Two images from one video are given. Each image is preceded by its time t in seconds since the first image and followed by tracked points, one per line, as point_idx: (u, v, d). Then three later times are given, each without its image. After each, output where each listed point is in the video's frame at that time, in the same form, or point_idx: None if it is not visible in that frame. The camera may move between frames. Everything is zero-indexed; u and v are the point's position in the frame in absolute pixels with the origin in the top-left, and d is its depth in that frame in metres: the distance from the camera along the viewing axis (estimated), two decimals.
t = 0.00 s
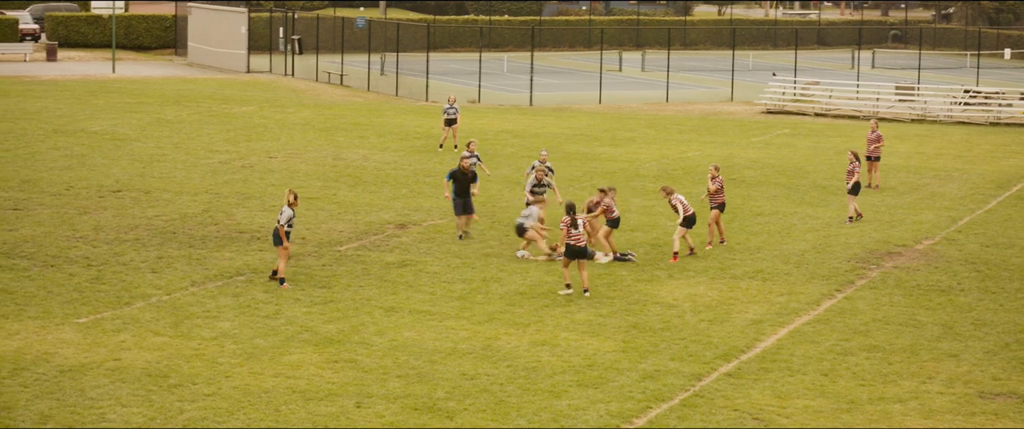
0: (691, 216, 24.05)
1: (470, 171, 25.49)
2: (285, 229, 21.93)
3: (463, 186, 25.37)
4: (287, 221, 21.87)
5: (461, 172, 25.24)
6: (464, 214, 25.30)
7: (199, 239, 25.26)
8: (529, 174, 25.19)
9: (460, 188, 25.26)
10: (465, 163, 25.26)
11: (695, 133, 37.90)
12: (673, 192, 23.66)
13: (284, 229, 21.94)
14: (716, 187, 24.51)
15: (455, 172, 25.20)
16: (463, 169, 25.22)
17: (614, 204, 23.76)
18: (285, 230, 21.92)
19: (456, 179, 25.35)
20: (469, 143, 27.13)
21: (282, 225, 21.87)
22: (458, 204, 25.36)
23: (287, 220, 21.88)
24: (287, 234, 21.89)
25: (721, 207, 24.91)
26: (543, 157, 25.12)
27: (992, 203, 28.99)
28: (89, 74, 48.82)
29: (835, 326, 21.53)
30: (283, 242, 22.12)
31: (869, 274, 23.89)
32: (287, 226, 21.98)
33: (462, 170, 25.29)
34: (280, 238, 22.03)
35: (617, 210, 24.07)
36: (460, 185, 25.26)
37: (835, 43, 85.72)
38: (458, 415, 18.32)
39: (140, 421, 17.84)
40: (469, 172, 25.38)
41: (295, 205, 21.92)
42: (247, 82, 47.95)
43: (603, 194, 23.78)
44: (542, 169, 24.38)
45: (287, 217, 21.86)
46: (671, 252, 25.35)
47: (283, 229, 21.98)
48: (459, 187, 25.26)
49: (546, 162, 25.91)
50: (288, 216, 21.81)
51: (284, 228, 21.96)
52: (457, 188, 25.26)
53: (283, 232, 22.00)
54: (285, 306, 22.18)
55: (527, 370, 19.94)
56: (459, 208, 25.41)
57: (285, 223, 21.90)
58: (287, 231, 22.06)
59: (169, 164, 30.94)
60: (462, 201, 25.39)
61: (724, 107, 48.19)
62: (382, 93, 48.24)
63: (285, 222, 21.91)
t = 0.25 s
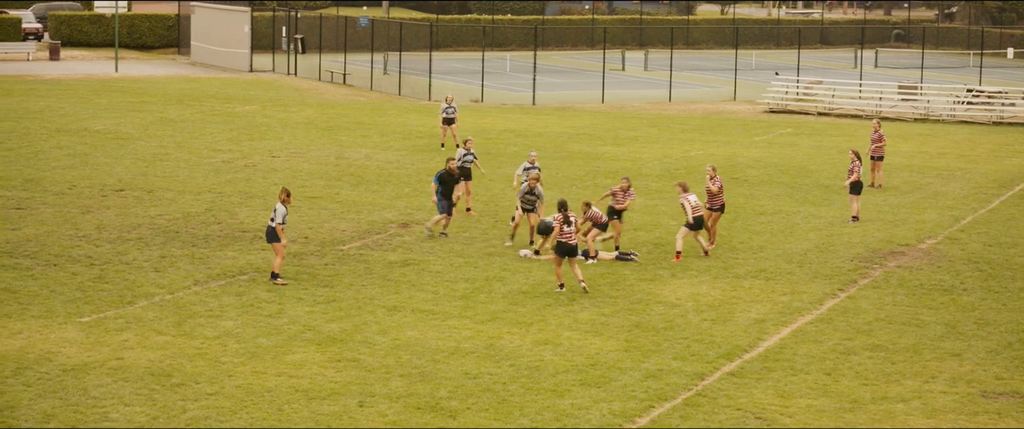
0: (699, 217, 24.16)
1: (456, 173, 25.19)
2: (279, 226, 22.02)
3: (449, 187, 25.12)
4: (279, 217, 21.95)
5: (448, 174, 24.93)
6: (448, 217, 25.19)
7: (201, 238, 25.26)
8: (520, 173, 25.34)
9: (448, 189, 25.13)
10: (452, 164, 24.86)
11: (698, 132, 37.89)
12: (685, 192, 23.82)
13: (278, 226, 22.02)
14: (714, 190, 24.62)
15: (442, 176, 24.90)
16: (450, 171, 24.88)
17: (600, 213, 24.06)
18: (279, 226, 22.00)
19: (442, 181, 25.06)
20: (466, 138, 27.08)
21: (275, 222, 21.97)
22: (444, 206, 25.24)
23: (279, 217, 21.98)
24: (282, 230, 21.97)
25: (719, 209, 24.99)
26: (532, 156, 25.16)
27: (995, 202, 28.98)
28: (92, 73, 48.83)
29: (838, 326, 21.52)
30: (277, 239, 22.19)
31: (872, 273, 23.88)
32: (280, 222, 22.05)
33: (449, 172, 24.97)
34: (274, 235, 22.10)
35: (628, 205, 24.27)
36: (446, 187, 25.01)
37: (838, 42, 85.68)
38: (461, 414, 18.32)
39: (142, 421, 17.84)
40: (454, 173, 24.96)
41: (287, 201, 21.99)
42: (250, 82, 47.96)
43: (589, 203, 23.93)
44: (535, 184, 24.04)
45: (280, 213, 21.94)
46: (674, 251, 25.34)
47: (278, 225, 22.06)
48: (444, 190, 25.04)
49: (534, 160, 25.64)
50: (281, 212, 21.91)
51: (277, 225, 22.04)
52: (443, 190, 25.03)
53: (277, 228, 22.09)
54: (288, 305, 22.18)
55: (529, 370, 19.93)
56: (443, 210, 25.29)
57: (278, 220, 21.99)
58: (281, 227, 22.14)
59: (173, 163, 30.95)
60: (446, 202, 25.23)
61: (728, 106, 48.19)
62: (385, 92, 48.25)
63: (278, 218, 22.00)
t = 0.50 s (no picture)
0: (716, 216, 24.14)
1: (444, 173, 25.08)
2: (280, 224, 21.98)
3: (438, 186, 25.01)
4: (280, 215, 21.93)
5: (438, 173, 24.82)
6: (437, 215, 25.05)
7: (210, 237, 25.28)
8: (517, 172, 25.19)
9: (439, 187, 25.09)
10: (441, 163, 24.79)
11: (706, 132, 37.88)
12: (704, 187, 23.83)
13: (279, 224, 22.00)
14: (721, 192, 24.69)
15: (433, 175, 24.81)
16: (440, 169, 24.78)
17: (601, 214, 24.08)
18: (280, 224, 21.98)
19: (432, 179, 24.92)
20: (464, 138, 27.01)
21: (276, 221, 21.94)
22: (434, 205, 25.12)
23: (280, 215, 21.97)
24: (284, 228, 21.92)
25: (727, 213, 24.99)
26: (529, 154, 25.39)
27: (1003, 202, 28.95)
28: (100, 72, 48.89)
29: (846, 325, 21.52)
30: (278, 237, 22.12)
31: (880, 273, 23.87)
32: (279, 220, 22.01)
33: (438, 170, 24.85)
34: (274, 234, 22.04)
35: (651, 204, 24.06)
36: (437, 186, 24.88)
37: (846, 41, 85.61)
38: (469, 413, 18.32)
39: (151, 420, 17.85)
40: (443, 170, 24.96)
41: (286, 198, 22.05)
42: (257, 81, 47.98)
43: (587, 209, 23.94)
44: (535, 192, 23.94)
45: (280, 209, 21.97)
46: (682, 251, 25.34)
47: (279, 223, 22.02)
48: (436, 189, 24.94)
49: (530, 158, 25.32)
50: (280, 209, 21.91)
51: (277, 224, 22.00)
52: (433, 189, 24.93)
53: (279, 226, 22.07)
54: (296, 304, 22.19)
55: (538, 369, 19.94)
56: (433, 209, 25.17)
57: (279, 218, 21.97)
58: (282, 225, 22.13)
59: (181, 162, 30.97)
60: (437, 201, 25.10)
61: (735, 106, 48.20)
62: (393, 91, 48.29)
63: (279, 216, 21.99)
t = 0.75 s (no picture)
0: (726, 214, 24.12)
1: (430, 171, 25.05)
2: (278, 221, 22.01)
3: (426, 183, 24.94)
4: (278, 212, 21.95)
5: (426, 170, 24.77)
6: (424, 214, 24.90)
7: (215, 236, 25.28)
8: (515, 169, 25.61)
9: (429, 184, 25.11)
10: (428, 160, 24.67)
11: (711, 131, 37.86)
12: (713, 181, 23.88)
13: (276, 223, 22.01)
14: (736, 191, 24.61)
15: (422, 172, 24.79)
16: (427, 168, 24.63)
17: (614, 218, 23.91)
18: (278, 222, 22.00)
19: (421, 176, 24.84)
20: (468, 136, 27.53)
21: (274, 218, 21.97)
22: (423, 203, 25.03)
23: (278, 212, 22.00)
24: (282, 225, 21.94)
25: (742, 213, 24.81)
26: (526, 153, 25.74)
27: (1009, 201, 28.94)
28: (106, 71, 48.93)
29: (851, 325, 21.51)
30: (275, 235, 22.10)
31: (886, 272, 23.86)
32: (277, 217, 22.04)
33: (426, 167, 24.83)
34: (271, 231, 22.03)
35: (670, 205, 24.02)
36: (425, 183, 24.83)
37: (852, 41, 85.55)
38: (475, 412, 18.32)
39: (156, 419, 17.85)
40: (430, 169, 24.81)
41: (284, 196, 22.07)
42: (262, 80, 47.98)
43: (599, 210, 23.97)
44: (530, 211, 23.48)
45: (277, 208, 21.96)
46: (687, 250, 25.34)
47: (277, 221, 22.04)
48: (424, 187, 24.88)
49: (528, 156, 25.73)
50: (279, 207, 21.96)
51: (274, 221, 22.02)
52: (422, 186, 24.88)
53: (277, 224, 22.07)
54: (301, 303, 22.19)
55: (543, 368, 19.94)
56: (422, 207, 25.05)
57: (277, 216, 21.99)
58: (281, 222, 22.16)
59: (186, 161, 30.97)
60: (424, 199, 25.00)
61: (740, 104, 48.20)
62: (399, 90, 48.31)
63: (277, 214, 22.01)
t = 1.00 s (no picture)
0: (729, 212, 24.07)
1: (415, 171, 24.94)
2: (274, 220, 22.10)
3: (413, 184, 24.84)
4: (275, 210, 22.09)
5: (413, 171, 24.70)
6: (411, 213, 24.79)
7: (217, 236, 25.28)
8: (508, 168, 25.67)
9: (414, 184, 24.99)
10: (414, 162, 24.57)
11: (713, 130, 37.84)
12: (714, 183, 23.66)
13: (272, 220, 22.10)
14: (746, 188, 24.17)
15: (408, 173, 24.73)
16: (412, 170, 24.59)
17: (616, 218, 23.87)
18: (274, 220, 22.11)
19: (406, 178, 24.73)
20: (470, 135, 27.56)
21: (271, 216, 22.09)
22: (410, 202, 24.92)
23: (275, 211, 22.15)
24: (278, 223, 22.00)
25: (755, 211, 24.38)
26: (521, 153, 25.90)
27: (1011, 201, 28.92)
28: (108, 71, 48.97)
29: (853, 324, 21.51)
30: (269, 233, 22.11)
31: (887, 272, 23.85)
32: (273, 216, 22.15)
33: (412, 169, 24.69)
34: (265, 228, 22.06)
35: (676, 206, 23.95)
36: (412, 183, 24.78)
37: (854, 41, 85.51)
38: (476, 412, 18.32)
39: (157, 418, 17.85)
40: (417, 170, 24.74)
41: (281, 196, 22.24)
42: (264, 79, 48.00)
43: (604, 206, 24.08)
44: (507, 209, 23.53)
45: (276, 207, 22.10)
46: (689, 250, 25.32)
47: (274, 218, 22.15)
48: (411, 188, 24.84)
49: (523, 156, 25.80)
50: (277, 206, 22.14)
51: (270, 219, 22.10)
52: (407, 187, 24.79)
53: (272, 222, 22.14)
54: (303, 303, 22.19)
55: (545, 368, 19.94)
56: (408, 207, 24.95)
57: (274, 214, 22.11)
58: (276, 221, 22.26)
59: (188, 161, 30.97)
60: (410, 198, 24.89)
61: (742, 104, 48.23)
62: (401, 90, 48.35)
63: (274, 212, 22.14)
